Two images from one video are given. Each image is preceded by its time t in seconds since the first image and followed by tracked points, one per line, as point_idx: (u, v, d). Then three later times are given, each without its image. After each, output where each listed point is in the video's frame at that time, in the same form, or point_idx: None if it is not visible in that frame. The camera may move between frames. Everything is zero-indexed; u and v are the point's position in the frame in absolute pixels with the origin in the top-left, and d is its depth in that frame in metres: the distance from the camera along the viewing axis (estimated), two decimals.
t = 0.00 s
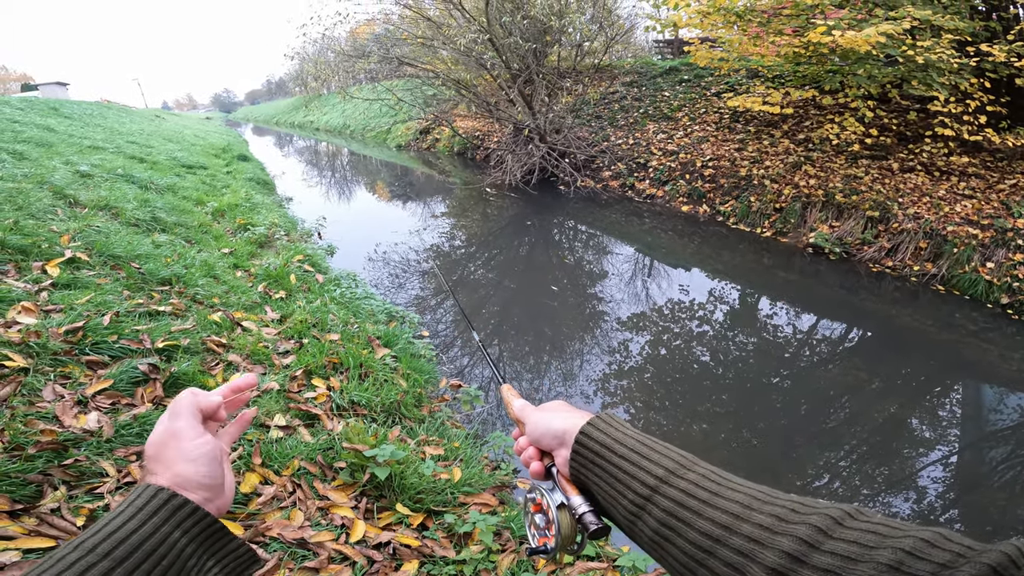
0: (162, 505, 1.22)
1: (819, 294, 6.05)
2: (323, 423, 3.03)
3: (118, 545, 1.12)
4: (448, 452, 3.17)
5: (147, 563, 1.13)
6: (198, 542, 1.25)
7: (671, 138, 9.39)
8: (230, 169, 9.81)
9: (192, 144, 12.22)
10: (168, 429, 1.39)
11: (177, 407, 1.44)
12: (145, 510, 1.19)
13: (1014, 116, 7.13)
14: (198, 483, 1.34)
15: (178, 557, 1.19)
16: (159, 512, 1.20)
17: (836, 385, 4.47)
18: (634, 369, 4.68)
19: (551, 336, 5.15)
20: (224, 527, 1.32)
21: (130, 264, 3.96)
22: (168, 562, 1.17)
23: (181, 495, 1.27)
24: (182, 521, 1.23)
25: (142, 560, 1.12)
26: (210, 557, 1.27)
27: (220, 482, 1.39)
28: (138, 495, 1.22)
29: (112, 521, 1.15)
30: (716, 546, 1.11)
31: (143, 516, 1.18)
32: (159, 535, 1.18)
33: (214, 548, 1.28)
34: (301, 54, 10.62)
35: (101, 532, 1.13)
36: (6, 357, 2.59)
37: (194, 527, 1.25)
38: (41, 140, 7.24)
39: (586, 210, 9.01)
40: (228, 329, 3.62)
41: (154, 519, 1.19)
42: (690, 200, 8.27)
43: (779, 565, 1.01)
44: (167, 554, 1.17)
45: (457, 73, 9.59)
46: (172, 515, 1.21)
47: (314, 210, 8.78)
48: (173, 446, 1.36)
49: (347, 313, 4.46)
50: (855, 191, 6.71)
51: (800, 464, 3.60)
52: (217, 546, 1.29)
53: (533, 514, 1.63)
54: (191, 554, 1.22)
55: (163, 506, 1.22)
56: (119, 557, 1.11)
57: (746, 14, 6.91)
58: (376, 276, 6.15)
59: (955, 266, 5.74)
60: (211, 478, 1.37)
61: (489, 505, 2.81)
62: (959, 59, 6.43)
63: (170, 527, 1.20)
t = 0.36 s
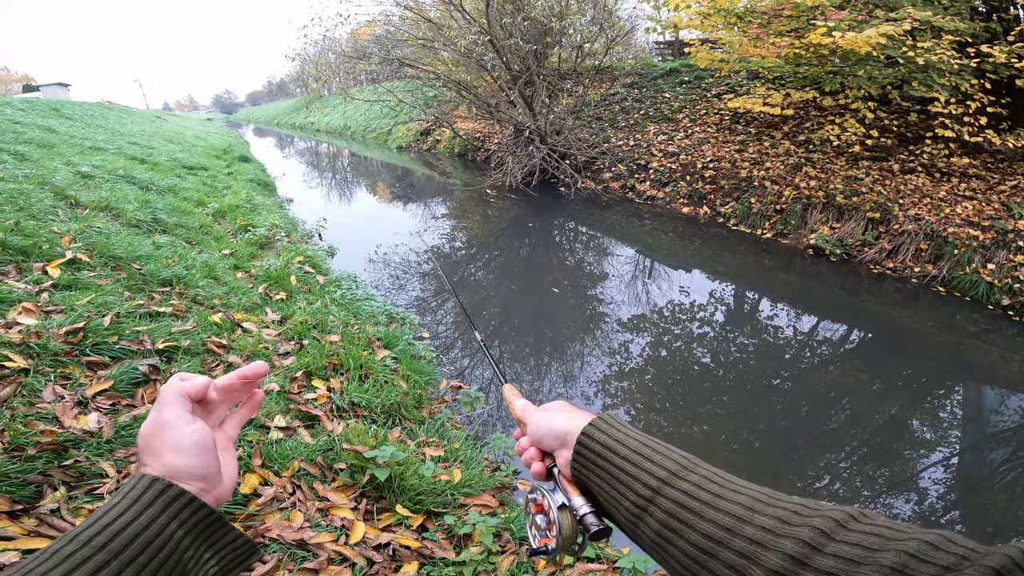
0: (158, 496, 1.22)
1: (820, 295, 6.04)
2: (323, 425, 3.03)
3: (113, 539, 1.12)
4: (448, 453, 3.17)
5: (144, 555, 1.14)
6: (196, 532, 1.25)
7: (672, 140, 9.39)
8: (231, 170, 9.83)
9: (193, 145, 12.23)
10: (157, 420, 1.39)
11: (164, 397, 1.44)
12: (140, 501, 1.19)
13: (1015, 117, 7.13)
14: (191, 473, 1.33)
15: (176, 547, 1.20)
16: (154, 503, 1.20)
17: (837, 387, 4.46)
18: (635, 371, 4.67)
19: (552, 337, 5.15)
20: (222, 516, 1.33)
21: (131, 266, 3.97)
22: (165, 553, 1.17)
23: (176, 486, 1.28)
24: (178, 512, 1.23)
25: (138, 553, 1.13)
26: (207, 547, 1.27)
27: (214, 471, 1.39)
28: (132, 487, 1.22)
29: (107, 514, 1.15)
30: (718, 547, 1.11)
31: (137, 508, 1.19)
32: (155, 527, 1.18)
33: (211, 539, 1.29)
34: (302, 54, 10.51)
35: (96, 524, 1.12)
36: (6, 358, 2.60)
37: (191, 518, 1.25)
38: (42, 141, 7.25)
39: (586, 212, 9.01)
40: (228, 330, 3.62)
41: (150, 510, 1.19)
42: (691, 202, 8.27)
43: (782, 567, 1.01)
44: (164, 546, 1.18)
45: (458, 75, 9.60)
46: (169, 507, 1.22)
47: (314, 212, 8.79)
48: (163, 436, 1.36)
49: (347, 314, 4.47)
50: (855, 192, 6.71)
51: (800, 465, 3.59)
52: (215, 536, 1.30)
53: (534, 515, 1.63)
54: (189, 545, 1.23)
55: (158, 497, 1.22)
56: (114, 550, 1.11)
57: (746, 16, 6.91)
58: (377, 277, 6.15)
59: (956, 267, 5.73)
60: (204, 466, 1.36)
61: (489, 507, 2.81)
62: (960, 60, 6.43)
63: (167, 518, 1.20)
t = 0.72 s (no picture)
0: (156, 497, 1.22)
1: (822, 296, 6.04)
2: (324, 425, 3.03)
3: (112, 539, 1.12)
4: (450, 454, 3.17)
5: (143, 555, 1.13)
6: (193, 533, 1.26)
7: (673, 141, 9.39)
8: (232, 171, 9.84)
9: (195, 146, 12.26)
10: (153, 420, 1.39)
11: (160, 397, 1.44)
12: (139, 502, 1.19)
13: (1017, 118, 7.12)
14: (189, 473, 1.35)
15: (175, 548, 1.20)
16: (153, 504, 1.21)
17: (839, 388, 4.46)
18: (636, 372, 4.67)
19: (553, 338, 5.15)
20: (220, 517, 1.33)
21: (133, 266, 3.97)
22: (165, 553, 1.17)
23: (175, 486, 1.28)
24: (177, 513, 1.23)
25: (137, 553, 1.13)
26: (205, 548, 1.28)
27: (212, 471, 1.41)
28: (131, 487, 1.22)
29: (106, 513, 1.15)
30: (717, 550, 1.11)
31: (137, 508, 1.19)
32: (155, 527, 1.18)
33: (209, 539, 1.30)
34: (304, 54, 10.48)
35: (95, 525, 1.13)
36: (8, 358, 2.60)
37: (189, 518, 1.25)
38: (44, 142, 7.28)
39: (587, 213, 9.01)
40: (229, 331, 3.62)
41: (149, 511, 1.19)
42: (692, 202, 8.27)
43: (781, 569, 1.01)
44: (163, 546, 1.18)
45: (459, 76, 9.62)
46: (167, 507, 1.22)
47: (316, 212, 8.80)
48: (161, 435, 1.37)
49: (349, 315, 4.47)
50: (857, 193, 6.71)
51: (802, 466, 3.59)
52: (213, 538, 1.30)
53: (534, 517, 1.63)
54: (187, 546, 1.23)
55: (157, 498, 1.22)
56: (113, 551, 1.11)
57: (747, 16, 6.91)
58: (378, 278, 6.15)
59: (958, 268, 5.72)
60: (201, 466, 1.38)
61: (490, 507, 2.81)
62: (961, 61, 6.43)
63: (165, 519, 1.21)
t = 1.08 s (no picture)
0: (153, 497, 1.22)
1: (823, 297, 6.03)
2: (326, 425, 3.04)
3: (109, 539, 1.12)
4: (451, 454, 3.17)
5: (140, 556, 1.14)
6: (191, 534, 1.26)
7: (674, 141, 9.39)
8: (234, 171, 9.85)
9: (197, 146, 12.27)
10: (147, 420, 1.37)
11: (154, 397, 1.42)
12: (136, 503, 1.19)
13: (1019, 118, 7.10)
14: (187, 473, 1.35)
15: (172, 549, 1.20)
16: (150, 505, 1.21)
17: (840, 388, 4.45)
18: (637, 372, 4.67)
19: (554, 338, 5.15)
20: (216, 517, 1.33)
21: (135, 266, 3.98)
22: (163, 554, 1.18)
23: (172, 487, 1.28)
24: (174, 513, 1.23)
25: (134, 554, 1.13)
26: (203, 549, 1.28)
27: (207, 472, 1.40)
28: (128, 488, 1.22)
29: (103, 515, 1.15)
30: (713, 550, 1.11)
31: (134, 509, 1.19)
32: (151, 528, 1.18)
33: (207, 540, 1.29)
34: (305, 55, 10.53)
35: (92, 526, 1.13)
36: (11, 357, 2.61)
37: (187, 519, 1.25)
38: (47, 142, 7.30)
39: (589, 213, 9.01)
40: (231, 331, 3.63)
41: (146, 512, 1.19)
42: (693, 203, 8.26)
43: (778, 569, 1.01)
44: (160, 547, 1.18)
45: (460, 77, 9.61)
46: (164, 508, 1.22)
47: (317, 213, 8.81)
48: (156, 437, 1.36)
49: (351, 315, 4.48)
50: (859, 193, 6.69)
51: (803, 467, 3.58)
52: (210, 538, 1.30)
53: (529, 517, 1.63)
54: (185, 546, 1.23)
55: (154, 499, 1.22)
56: (112, 551, 1.11)
57: (749, 17, 6.90)
58: (379, 278, 6.16)
59: (960, 269, 5.71)
60: (198, 465, 1.38)
61: (491, 507, 2.81)
62: (963, 61, 6.41)
63: (163, 520, 1.20)
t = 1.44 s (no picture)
0: (145, 500, 1.19)
1: (825, 297, 6.02)
2: (328, 425, 3.04)
3: (100, 541, 1.11)
4: (453, 454, 3.17)
5: (131, 558, 1.11)
6: (184, 536, 1.22)
7: (676, 141, 9.38)
8: (236, 172, 9.86)
9: (199, 146, 12.29)
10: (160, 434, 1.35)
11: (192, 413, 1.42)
12: (127, 504, 1.16)
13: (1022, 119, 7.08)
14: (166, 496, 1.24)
15: (163, 551, 1.17)
16: (141, 507, 1.17)
17: (842, 388, 4.45)
18: (639, 373, 4.67)
19: (556, 339, 5.15)
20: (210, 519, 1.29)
21: (138, 266, 3.99)
22: (154, 556, 1.15)
23: (163, 489, 1.24)
24: (165, 516, 1.19)
25: (124, 556, 1.11)
26: (196, 551, 1.25)
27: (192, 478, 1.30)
28: (120, 490, 1.19)
29: (93, 517, 1.13)
30: (708, 549, 1.11)
31: (125, 510, 1.16)
32: (142, 530, 1.15)
33: (200, 542, 1.26)
34: (306, 56, 10.54)
35: (83, 528, 1.12)
36: (14, 357, 2.62)
37: (180, 521, 1.21)
38: (50, 142, 7.32)
39: (590, 214, 9.00)
40: (234, 331, 3.64)
41: (137, 514, 1.16)
42: (695, 203, 8.25)
43: (773, 568, 1.01)
44: (149, 551, 1.15)
45: (462, 77, 9.59)
46: (156, 510, 1.18)
47: (319, 213, 8.82)
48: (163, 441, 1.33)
49: (353, 315, 4.48)
50: (860, 194, 6.68)
51: (805, 468, 3.58)
52: (203, 541, 1.26)
53: (526, 518, 1.64)
54: (178, 549, 1.20)
55: (145, 500, 1.19)
56: (103, 553, 1.10)
57: (750, 17, 6.89)
58: (381, 278, 6.16)
59: (962, 269, 5.70)
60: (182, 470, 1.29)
61: (493, 507, 2.80)
62: (965, 61, 6.39)
63: (154, 522, 1.17)
